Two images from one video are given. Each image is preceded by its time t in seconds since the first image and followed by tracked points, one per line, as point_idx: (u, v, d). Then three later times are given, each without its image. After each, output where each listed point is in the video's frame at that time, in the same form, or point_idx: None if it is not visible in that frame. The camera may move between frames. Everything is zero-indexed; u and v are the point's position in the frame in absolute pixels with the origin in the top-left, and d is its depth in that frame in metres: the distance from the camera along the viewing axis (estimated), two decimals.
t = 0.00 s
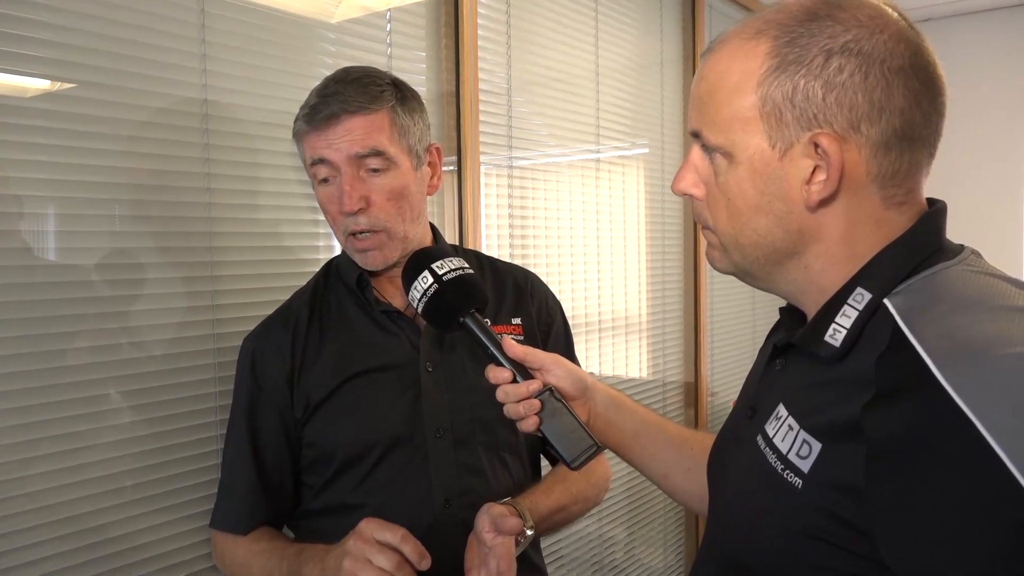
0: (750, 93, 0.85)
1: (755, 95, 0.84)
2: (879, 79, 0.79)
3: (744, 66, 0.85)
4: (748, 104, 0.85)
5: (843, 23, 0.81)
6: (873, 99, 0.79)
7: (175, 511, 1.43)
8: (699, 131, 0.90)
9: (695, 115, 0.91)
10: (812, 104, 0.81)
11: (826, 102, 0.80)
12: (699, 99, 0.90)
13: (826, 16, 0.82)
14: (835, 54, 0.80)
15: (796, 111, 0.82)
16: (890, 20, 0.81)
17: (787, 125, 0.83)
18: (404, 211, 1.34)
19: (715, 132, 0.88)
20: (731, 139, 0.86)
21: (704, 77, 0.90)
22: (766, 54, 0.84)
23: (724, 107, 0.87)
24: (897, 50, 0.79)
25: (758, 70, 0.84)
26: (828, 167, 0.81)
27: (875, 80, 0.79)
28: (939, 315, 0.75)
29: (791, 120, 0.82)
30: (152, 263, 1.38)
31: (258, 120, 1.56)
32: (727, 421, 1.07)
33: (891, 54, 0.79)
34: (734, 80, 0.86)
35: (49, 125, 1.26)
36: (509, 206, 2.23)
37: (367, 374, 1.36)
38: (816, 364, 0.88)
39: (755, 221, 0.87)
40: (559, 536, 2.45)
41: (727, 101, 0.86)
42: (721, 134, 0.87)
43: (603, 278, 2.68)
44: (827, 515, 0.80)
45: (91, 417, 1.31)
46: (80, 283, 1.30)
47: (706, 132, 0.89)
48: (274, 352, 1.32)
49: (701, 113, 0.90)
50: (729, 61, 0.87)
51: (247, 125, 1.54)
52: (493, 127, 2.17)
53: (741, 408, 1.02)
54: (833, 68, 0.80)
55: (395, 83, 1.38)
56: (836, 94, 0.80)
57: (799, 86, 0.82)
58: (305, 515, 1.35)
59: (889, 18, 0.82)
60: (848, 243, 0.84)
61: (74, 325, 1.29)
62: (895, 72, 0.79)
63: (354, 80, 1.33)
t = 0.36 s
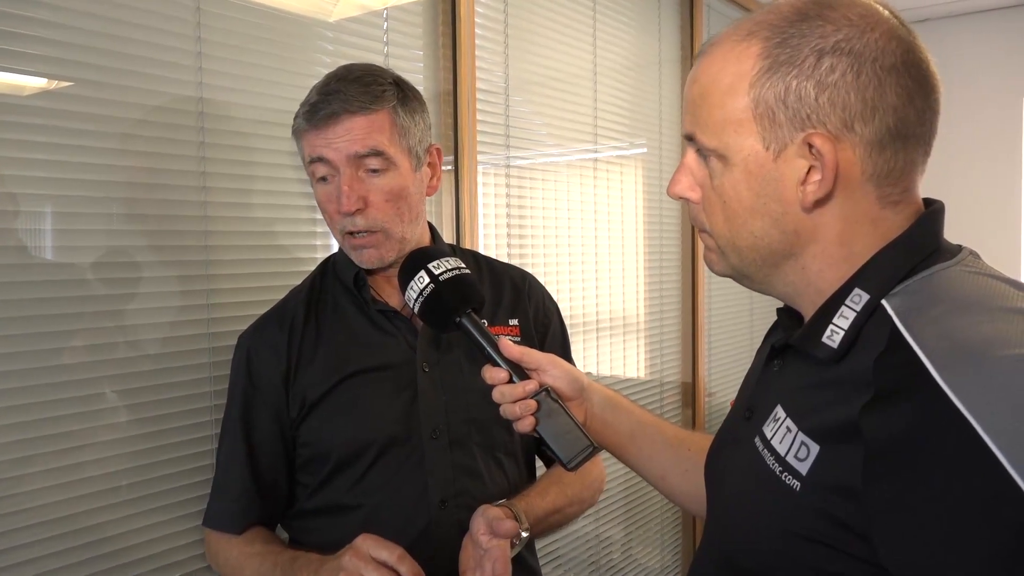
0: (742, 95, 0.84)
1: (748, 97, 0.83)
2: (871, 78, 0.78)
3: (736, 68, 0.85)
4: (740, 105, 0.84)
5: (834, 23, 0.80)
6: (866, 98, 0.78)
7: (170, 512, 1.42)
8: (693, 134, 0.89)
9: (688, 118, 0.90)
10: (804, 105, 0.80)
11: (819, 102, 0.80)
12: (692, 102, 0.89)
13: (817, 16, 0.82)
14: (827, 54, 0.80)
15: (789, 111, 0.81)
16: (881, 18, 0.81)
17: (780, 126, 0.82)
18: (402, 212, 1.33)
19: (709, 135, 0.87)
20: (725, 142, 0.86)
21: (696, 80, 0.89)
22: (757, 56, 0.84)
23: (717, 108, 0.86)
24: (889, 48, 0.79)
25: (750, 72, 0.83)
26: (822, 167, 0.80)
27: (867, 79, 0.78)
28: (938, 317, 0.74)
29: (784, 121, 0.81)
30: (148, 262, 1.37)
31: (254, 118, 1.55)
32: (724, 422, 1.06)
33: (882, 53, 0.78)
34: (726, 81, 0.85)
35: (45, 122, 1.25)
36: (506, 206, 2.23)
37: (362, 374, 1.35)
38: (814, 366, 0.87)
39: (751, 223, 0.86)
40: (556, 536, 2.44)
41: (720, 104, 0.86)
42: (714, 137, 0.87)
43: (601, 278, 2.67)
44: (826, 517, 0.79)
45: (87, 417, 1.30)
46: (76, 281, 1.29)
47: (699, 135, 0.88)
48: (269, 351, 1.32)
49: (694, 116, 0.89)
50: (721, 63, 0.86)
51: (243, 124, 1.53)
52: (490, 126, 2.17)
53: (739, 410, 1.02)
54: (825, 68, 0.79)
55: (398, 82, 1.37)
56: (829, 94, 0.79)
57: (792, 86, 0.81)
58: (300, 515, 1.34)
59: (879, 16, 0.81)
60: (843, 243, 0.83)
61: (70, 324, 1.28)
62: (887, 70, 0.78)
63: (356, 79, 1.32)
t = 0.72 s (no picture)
0: (744, 89, 0.83)
1: (750, 91, 0.82)
2: (875, 71, 0.77)
3: (738, 61, 0.83)
4: (743, 100, 0.83)
5: (838, 16, 0.80)
6: (870, 91, 0.78)
7: (167, 508, 1.41)
8: (694, 129, 0.88)
9: (690, 112, 0.89)
10: (808, 99, 0.79)
11: (823, 96, 0.79)
12: (693, 96, 0.88)
13: (820, 9, 0.81)
14: (830, 47, 0.79)
15: (792, 106, 0.80)
16: (885, 11, 0.80)
17: (783, 120, 0.81)
18: (402, 208, 1.32)
19: (710, 130, 0.86)
20: (727, 137, 0.85)
21: (697, 74, 0.88)
22: (760, 49, 0.82)
23: (719, 103, 0.85)
24: (893, 42, 0.78)
25: (753, 65, 0.82)
26: (826, 162, 0.79)
27: (871, 73, 0.77)
28: (943, 314, 0.73)
29: (787, 115, 0.81)
30: (145, 257, 1.37)
31: (252, 113, 1.54)
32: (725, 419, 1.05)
33: (886, 46, 0.78)
34: (729, 75, 0.84)
35: (41, 116, 1.24)
36: (505, 201, 2.22)
37: (360, 369, 1.34)
38: (816, 364, 0.86)
39: (753, 218, 0.85)
40: (555, 532, 2.44)
41: (721, 98, 0.85)
42: (716, 132, 0.86)
43: (600, 274, 2.66)
44: (829, 516, 0.79)
45: (84, 412, 1.29)
46: (72, 276, 1.28)
47: (701, 130, 0.87)
48: (267, 345, 1.31)
49: (695, 110, 0.88)
50: (723, 57, 0.85)
51: (241, 118, 1.52)
52: (489, 120, 2.15)
53: (740, 407, 1.01)
54: (828, 61, 0.79)
55: (398, 77, 1.36)
56: (833, 87, 0.78)
57: (795, 80, 0.80)
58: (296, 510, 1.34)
59: (883, 9, 0.80)
60: (847, 239, 0.83)
61: (66, 319, 1.27)
62: (891, 64, 0.77)
63: (356, 73, 1.31)
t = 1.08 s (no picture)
0: (748, 95, 0.82)
1: (754, 97, 0.82)
2: (880, 77, 0.77)
3: (742, 67, 0.83)
4: (746, 106, 0.82)
5: (842, 21, 0.79)
6: (875, 98, 0.77)
7: (163, 513, 1.40)
8: (697, 135, 0.88)
9: (692, 118, 0.88)
10: (812, 105, 0.79)
11: (827, 102, 0.78)
12: (696, 102, 0.87)
13: (824, 14, 0.80)
14: (835, 52, 0.78)
15: (796, 112, 0.80)
16: (890, 17, 0.79)
17: (786, 126, 0.80)
18: (404, 214, 1.32)
19: (714, 136, 0.85)
20: (730, 143, 0.84)
21: (700, 80, 0.87)
22: (763, 55, 0.82)
23: (722, 108, 0.84)
24: (898, 47, 0.77)
25: (756, 71, 0.82)
26: (830, 168, 0.79)
27: (876, 79, 0.77)
28: (949, 322, 0.72)
29: (790, 122, 0.80)
30: (141, 260, 1.35)
31: (249, 115, 1.53)
32: (727, 426, 1.05)
33: (892, 51, 0.77)
34: (732, 81, 0.83)
35: (37, 117, 1.22)
36: (502, 204, 2.21)
37: (358, 372, 1.33)
38: (820, 371, 0.85)
39: (757, 225, 0.84)
40: (553, 535, 2.43)
41: (724, 104, 0.84)
42: (719, 138, 0.85)
43: (597, 276, 2.65)
44: (833, 527, 0.78)
45: (79, 417, 1.28)
46: (67, 279, 1.26)
47: (704, 136, 0.87)
48: (264, 347, 1.30)
49: (698, 116, 0.87)
50: (726, 62, 0.84)
51: (238, 120, 1.51)
52: (487, 122, 2.15)
53: (742, 414, 1.00)
54: (833, 66, 0.78)
55: (397, 82, 1.34)
56: (837, 94, 0.78)
57: (799, 86, 0.79)
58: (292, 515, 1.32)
59: (888, 14, 0.79)
60: (851, 246, 0.82)
61: (61, 323, 1.25)
62: (896, 69, 0.77)
63: (357, 79, 1.29)
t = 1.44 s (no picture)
0: (758, 99, 0.81)
1: (765, 101, 0.81)
2: (893, 83, 0.76)
3: (752, 70, 0.82)
4: (756, 110, 0.81)
5: (855, 25, 0.78)
6: (888, 103, 0.76)
7: (157, 521, 1.37)
8: (705, 139, 0.87)
9: (701, 122, 0.87)
10: (824, 110, 0.78)
11: (839, 107, 0.77)
12: (705, 105, 0.86)
13: (836, 18, 0.79)
14: (848, 57, 0.77)
15: (808, 116, 0.78)
16: (903, 22, 0.78)
17: (798, 131, 0.79)
18: (405, 218, 1.30)
19: (723, 140, 0.84)
20: (740, 147, 0.83)
21: (709, 83, 0.86)
22: (775, 58, 0.81)
23: (732, 112, 0.83)
24: (912, 52, 0.76)
25: (767, 74, 0.81)
26: (842, 174, 0.78)
27: (889, 84, 0.76)
28: (961, 328, 0.71)
29: (802, 126, 0.79)
30: (135, 265, 1.33)
31: (245, 118, 1.51)
32: (730, 433, 1.03)
33: (905, 56, 0.76)
34: (743, 84, 0.82)
35: (30, 120, 1.20)
36: (498, 207, 2.20)
37: (356, 379, 1.32)
38: (827, 379, 0.84)
39: (766, 230, 0.83)
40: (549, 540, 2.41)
41: (734, 107, 0.83)
42: (729, 142, 0.84)
43: (593, 280, 2.64)
44: (842, 537, 0.77)
45: (71, 424, 1.25)
46: (60, 284, 1.24)
47: (712, 140, 0.86)
48: (260, 353, 1.28)
49: (706, 120, 0.86)
50: (737, 65, 0.83)
51: (233, 123, 1.49)
52: (484, 126, 2.13)
53: (746, 421, 0.99)
54: (846, 71, 0.77)
55: (398, 86, 1.33)
56: (849, 99, 0.77)
57: (811, 90, 0.78)
58: (288, 524, 1.30)
59: (900, 19, 0.78)
60: (861, 252, 0.81)
61: (53, 329, 1.23)
62: (910, 75, 0.76)
63: (359, 81, 1.28)
